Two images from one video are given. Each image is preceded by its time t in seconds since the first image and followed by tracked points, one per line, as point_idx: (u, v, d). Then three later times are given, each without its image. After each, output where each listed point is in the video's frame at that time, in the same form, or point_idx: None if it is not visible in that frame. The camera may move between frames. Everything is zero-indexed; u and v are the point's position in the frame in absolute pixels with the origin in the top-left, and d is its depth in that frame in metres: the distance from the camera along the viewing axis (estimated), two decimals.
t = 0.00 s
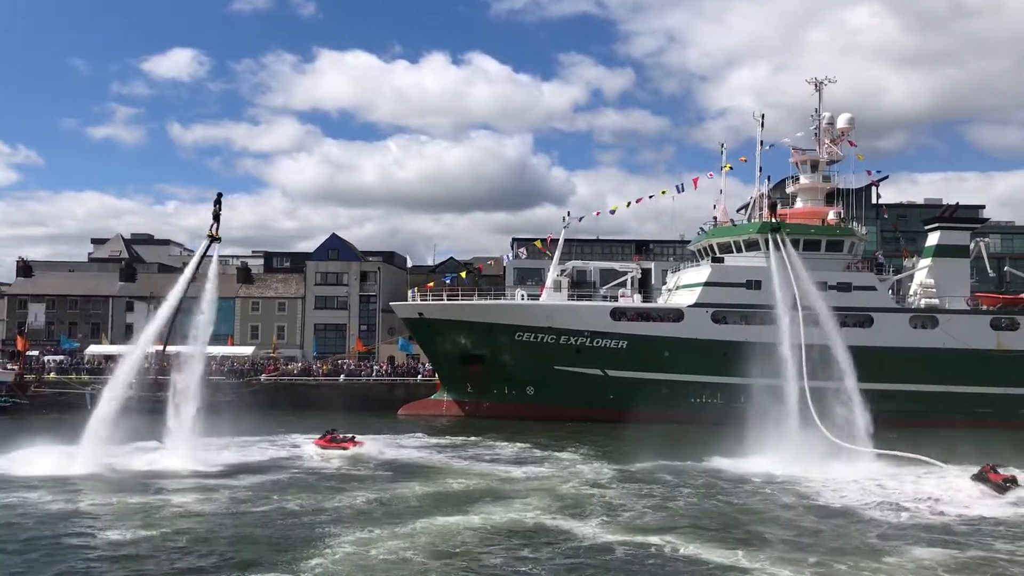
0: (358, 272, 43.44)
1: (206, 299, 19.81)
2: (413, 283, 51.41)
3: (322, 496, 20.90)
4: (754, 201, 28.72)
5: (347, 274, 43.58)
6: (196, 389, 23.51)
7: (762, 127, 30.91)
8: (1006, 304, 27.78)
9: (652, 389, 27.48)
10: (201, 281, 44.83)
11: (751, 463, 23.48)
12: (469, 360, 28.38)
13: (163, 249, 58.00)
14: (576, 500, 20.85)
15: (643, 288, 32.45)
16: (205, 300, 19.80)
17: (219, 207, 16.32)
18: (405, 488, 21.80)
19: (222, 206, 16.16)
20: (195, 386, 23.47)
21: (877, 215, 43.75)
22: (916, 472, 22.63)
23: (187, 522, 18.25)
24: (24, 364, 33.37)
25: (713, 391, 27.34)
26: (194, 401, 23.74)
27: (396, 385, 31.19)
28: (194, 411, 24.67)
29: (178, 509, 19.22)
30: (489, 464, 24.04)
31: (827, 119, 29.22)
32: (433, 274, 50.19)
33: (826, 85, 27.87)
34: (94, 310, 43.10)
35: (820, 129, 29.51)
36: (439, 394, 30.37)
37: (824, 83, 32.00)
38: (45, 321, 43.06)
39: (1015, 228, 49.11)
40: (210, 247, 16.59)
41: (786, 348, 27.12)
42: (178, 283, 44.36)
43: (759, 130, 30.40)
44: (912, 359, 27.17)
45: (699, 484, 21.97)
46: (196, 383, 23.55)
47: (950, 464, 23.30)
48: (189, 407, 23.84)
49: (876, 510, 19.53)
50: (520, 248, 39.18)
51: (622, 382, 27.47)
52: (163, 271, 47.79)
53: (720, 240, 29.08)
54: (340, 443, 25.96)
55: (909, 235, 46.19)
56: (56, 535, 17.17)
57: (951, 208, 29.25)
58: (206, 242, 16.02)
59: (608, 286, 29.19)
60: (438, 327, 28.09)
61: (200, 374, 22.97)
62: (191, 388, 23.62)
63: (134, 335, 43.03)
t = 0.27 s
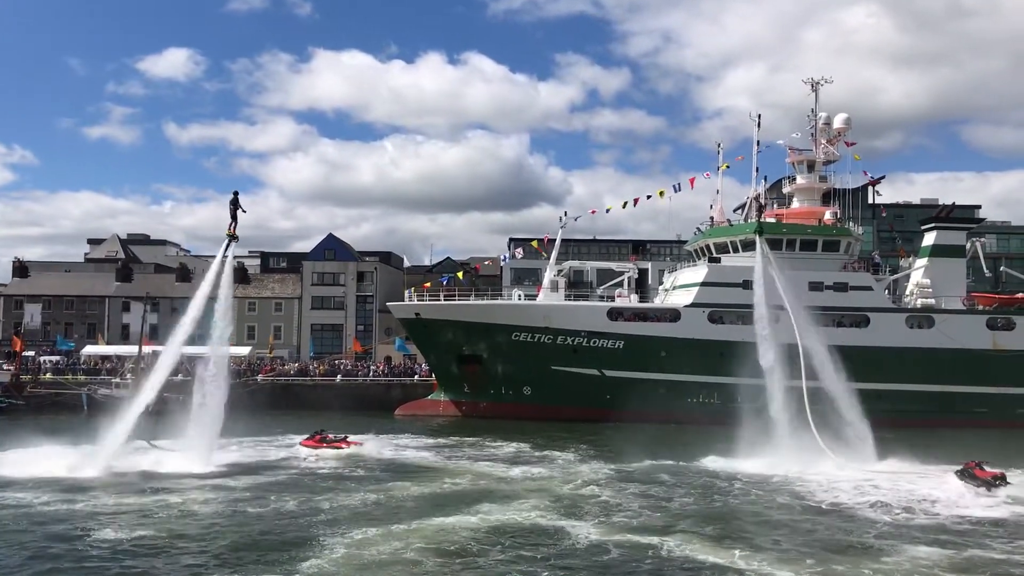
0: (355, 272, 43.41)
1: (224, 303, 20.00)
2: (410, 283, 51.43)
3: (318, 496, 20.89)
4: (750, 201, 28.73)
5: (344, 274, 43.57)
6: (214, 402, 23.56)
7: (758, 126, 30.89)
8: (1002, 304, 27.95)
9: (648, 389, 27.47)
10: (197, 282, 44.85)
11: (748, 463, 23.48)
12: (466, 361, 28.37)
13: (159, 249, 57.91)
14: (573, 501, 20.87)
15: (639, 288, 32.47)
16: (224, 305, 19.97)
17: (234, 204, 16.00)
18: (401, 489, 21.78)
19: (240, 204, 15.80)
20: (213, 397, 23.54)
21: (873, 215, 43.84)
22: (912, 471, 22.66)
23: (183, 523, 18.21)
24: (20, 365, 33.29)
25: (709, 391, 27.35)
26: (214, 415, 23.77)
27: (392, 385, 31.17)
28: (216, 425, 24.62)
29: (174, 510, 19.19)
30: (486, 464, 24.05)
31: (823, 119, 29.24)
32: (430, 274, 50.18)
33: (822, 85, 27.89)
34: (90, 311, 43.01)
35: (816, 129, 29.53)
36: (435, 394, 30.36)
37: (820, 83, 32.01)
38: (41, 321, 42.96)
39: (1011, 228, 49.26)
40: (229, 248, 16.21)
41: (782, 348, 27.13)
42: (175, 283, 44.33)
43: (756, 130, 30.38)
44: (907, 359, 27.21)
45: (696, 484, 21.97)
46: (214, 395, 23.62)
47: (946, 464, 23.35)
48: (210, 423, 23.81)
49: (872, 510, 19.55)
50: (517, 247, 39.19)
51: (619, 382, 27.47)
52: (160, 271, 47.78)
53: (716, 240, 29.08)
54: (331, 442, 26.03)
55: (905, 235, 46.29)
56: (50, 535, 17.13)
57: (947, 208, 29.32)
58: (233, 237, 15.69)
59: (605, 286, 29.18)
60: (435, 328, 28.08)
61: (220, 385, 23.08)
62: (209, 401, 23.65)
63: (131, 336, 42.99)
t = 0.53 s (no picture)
0: (351, 272, 43.39)
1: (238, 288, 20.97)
2: (406, 283, 51.43)
3: (314, 497, 20.86)
4: (747, 201, 28.75)
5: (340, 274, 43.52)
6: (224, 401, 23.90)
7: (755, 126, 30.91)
8: (997, 304, 28.03)
9: (645, 389, 27.48)
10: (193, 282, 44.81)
11: (745, 463, 23.48)
12: (462, 361, 28.35)
13: (155, 249, 57.83)
14: (570, 501, 20.88)
15: (635, 288, 32.50)
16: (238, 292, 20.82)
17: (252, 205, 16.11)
18: (398, 489, 21.76)
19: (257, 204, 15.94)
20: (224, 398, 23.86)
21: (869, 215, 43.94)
22: (908, 471, 22.70)
23: (177, 524, 18.16)
24: (16, 365, 33.22)
25: (706, 391, 27.35)
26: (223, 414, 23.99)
27: (388, 385, 31.16)
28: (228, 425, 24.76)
29: (169, 511, 19.15)
30: (483, 464, 24.04)
31: (820, 119, 29.28)
32: (427, 274, 50.19)
33: (818, 85, 27.91)
34: (86, 311, 42.95)
35: (813, 129, 29.57)
36: (432, 394, 30.35)
37: (816, 83, 32.05)
38: (37, 321, 42.86)
39: (1007, 228, 49.42)
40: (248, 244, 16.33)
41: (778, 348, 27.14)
42: (171, 283, 44.26)
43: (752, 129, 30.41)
44: (903, 358, 27.25)
45: (692, 484, 21.98)
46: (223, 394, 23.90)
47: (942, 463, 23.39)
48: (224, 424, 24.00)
49: (869, 510, 19.54)
50: (513, 247, 39.19)
51: (615, 381, 27.47)
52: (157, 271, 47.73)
53: (713, 240, 29.09)
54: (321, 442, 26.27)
55: (901, 235, 46.39)
56: (45, 537, 17.08)
57: (943, 208, 29.38)
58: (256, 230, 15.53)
59: (601, 285, 29.18)
60: (431, 328, 28.06)
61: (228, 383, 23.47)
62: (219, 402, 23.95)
63: (127, 336, 42.92)
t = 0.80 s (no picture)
0: (347, 272, 43.36)
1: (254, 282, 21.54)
2: (402, 283, 51.44)
3: (309, 497, 20.83)
4: (742, 201, 28.79)
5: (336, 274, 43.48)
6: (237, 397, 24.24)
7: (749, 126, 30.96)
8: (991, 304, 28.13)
9: (640, 388, 27.49)
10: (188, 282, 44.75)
11: (740, 462, 23.51)
12: (458, 361, 28.34)
13: (150, 249, 57.75)
14: (565, 500, 20.89)
15: (630, 288, 32.53)
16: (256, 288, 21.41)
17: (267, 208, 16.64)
18: (392, 489, 21.75)
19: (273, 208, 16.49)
20: (239, 397, 24.21)
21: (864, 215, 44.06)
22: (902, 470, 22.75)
23: (171, 524, 18.13)
24: (10, 366, 33.14)
25: (701, 391, 27.37)
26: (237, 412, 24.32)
27: (384, 385, 31.13)
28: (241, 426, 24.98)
29: (163, 511, 19.11)
30: (478, 464, 24.03)
31: (815, 119, 29.32)
32: (422, 274, 50.18)
33: (813, 85, 27.94)
34: (81, 311, 42.91)
35: (808, 129, 29.62)
36: (427, 394, 30.33)
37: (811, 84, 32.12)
38: (31, 321, 42.76)
39: (1001, 228, 49.62)
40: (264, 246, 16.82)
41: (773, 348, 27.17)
42: (165, 283, 44.18)
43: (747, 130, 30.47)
44: (898, 358, 27.29)
45: (687, 483, 22.01)
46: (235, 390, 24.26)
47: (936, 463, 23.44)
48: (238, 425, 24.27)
49: (864, 510, 19.58)
50: (509, 247, 39.22)
51: (611, 381, 27.48)
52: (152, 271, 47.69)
53: (708, 240, 29.12)
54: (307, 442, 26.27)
55: (895, 235, 46.54)
56: (37, 538, 17.02)
57: (937, 208, 29.45)
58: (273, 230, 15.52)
59: (597, 286, 29.19)
60: (427, 328, 28.05)
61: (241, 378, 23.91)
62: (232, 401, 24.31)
63: (122, 336, 42.85)
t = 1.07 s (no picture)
0: (340, 272, 43.28)
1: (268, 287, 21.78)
2: (396, 284, 51.44)
3: (301, 498, 20.78)
4: (735, 202, 28.82)
5: (329, 275, 43.35)
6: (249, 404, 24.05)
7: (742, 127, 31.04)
8: (983, 304, 28.25)
9: (634, 388, 27.50)
10: (180, 282, 44.64)
11: (733, 462, 23.56)
12: (451, 361, 28.28)
13: (143, 250, 57.65)
14: (558, 501, 20.89)
15: (624, 289, 32.55)
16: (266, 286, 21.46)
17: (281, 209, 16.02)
18: (385, 490, 21.71)
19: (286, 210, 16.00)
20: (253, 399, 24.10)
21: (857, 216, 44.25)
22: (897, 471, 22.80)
23: (162, 525, 18.06)
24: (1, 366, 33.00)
25: (694, 391, 27.38)
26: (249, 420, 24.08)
27: (377, 386, 31.09)
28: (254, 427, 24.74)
29: (154, 512, 19.04)
30: (471, 465, 24.01)
31: (808, 120, 29.38)
32: (416, 275, 50.15)
33: (807, 86, 27.99)
34: (73, 311, 42.74)
35: (801, 130, 29.69)
36: (421, 395, 30.30)
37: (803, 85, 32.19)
38: (23, 321, 42.61)
39: (993, 229, 49.95)
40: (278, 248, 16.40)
41: (766, 348, 27.19)
42: (158, 283, 44.07)
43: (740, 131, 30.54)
44: (890, 358, 27.36)
45: (680, 484, 22.01)
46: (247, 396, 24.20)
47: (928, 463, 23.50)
48: (250, 437, 23.71)
49: (855, 510, 19.62)
50: (502, 248, 39.23)
51: (604, 382, 27.48)
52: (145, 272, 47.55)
53: (701, 241, 29.16)
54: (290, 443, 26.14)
55: (888, 236, 46.74)
56: (27, 540, 16.92)
57: (930, 209, 29.55)
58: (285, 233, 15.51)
59: (590, 286, 29.20)
60: (420, 329, 28.01)
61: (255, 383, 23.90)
62: (247, 410, 24.10)
63: (114, 337, 42.73)
